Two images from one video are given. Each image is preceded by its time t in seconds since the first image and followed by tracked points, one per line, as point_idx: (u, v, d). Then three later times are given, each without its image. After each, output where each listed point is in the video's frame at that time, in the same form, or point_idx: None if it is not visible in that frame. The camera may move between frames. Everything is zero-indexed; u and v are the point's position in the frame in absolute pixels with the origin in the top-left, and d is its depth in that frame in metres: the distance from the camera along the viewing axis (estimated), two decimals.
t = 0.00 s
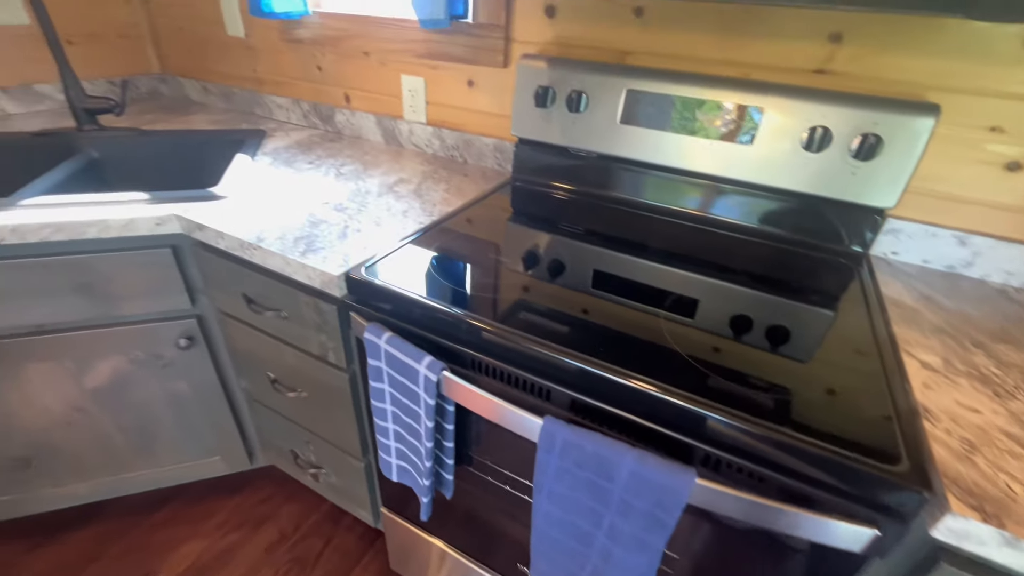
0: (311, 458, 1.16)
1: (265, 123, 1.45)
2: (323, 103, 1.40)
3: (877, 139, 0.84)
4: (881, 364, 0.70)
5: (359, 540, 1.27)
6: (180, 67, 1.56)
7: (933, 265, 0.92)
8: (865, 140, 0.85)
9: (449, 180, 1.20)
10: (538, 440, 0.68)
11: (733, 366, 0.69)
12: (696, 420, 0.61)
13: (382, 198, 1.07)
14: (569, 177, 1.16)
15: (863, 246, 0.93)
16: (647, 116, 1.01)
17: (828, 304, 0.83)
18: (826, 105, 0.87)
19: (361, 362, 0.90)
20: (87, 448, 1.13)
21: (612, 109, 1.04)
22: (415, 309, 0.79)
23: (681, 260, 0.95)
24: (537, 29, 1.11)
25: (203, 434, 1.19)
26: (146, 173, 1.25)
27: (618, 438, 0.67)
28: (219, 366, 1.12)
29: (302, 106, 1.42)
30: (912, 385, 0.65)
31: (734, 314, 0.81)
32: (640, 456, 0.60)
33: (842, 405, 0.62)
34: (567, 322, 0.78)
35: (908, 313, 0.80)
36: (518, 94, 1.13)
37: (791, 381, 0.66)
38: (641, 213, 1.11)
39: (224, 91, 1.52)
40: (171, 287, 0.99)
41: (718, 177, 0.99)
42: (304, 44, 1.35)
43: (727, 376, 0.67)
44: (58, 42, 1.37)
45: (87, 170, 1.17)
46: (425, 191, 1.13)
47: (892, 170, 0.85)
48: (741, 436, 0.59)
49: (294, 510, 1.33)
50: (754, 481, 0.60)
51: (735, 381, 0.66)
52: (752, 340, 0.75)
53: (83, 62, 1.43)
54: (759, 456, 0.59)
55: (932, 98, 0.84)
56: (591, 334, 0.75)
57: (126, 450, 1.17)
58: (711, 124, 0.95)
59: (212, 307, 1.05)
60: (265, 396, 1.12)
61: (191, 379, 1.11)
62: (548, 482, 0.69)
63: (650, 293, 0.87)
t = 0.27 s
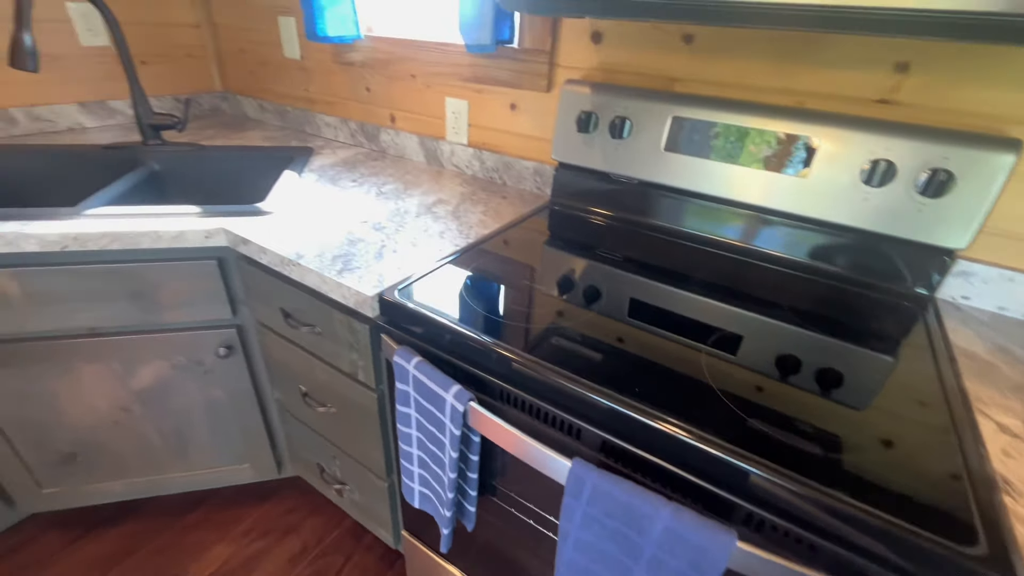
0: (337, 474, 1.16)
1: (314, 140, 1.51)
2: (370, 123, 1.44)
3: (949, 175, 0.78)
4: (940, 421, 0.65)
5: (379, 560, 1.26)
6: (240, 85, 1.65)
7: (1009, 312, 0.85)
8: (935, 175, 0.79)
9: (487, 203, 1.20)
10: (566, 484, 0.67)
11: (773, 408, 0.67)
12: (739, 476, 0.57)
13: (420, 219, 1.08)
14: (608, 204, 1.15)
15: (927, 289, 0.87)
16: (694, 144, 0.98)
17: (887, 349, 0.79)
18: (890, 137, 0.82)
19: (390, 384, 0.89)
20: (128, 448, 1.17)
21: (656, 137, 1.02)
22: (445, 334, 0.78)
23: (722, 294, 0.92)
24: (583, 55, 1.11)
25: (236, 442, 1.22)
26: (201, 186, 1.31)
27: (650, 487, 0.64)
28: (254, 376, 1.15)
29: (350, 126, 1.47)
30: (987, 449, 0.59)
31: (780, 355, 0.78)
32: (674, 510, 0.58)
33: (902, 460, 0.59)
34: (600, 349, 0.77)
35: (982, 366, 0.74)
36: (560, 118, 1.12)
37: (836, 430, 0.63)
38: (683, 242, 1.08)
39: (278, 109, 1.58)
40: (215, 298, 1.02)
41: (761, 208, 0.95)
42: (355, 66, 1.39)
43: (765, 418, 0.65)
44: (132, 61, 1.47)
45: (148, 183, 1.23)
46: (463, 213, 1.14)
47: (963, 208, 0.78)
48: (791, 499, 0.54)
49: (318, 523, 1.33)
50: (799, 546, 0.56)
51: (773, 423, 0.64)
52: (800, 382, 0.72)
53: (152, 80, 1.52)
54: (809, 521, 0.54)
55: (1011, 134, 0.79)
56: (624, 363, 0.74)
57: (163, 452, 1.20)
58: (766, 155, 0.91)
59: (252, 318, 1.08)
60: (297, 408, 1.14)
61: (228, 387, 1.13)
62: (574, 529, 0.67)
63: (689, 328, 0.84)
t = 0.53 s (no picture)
0: (356, 485, 1.17)
1: (355, 154, 1.55)
2: (409, 139, 1.47)
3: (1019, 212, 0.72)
4: (1003, 481, 0.60)
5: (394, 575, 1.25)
6: (290, 100, 1.72)
7: None
8: (1002, 211, 0.73)
9: (519, 222, 1.19)
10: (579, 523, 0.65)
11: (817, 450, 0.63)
12: (766, 531, 0.53)
13: (450, 235, 1.09)
14: (643, 227, 1.11)
15: (992, 334, 0.79)
16: (735, 170, 0.94)
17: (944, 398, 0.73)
18: (952, 168, 0.76)
19: (408, 402, 0.89)
20: (163, 445, 1.21)
21: (694, 161, 0.98)
22: (465, 356, 0.78)
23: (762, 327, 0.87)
24: (621, 77, 1.09)
25: (263, 445, 1.25)
26: (247, 196, 1.36)
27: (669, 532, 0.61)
28: (284, 383, 1.18)
29: (389, 141, 1.51)
30: None
31: (822, 395, 0.73)
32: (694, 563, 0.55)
33: (959, 519, 0.54)
34: (629, 375, 0.75)
35: None
36: (595, 139, 1.11)
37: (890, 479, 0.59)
38: (721, 270, 1.03)
39: (324, 124, 1.65)
40: (250, 305, 1.06)
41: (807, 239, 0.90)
42: (397, 85, 1.43)
43: (807, 460, 0.61)
44: (194, 77, 1.57)
45: (199, 192, 1.29)
46: (493, 231, 1.13)
47: None
48: (826, 563, 0.50)
49: (337, 532, 1.34)
50: None
51: (817, 467, 0.60)
52: (843, 425, 0.67)
53: (211, 95, 1.62)
54: None
55: None
56: (651, 392, 0.71)
57: (195, 452, 1.24)
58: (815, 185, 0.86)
59: (284, 326, 1.11)
60: (322, 417, 1.16)
61: (258, 392, 1.17)
62: (586, 569, 0.66)
63: (720, 361, 0.80)
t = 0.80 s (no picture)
0: (372, 492, 1.18)
1: (391, 165, 1.59)
2: (443, 151, 1.50)
3: None
4: None
5: None
6: (333, 112, 1.79)
7: None
8: None
9: (545, 236, 1.19)
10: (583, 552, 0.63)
11: (850, 488, 0.59)
12: None
13: (475, 247, 1.09)
14: (674, 247, 1.08)
15: None
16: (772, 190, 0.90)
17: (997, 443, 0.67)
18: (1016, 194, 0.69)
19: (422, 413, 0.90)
20: (194, 439, 1.26)
21: (727, 179, 0.95)
22: (478, 370, 0.77)
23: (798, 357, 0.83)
24: (654, 92, 1.07)
25: (286, 446, 1.27)
26: (285, 202, 1.42)
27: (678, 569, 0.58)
28: (308, 385, 1.20)
29: (424, 153, 1.54)
30: None
31: (860, 432, 0.68)
32: None
33: None
34: (653, 397, 0.73)
35: None
36: (625, 155, 1.09)
37: (935, 528, 0.54)
38: (757, 294, 0.98)
39: (363, 135, 1.70)
40: (280, 308, 1.09)
41: (855, 265, 0.84)
42: (433, 98, 1.46)
43: (838, 498, 0.58)
44: (244, 89, 1.65)
45: (241, 197, 1.35)
46: (518, 244, 1.13)
47: None
48: None
49: (353, 536, 1.35)
50: None
51: (848, 507, 0.57)
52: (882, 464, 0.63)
53: (259, 106, 1.70)
54: None
55: None
56: (673, 416, 0.69)
57: (223, 448, 1.28)
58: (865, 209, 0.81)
59: (310, 330, 1.13)
60: (342, 421, 1.17)
61: (284, 393, 1.20)
62: None
63: (745, 389, 0.76)
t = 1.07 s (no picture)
0: (388, 495, 1.19)
1: (422, 172, 1.63)
2: (472, 160, 1.52)
3: None
4: None
5: None
6: (369, 120, 1.84)
7: None
8: None
9: (569, 246, 1.18)
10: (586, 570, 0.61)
11: (884, 523, 0.56)
12: None
13: (498, 255, 1.10)
14: (704, 262, 1.05)
15: None
16: (802, 205, 0.87)
17: None
18: None
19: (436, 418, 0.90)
20: (222, 432, 1.30)
21: (757, 192, 0.92)
22: (492, 378, 0.77)
23: (830, 381, 0.79)
24: (684, 103, 1.05)
25: (308, 444, 1.30)
26: (318, 207, 1.46)
27: None
28: (331, 385, 1.23)
29: (454, 161, 1.56)
30: None
31: (897, 462, 0.64)
32: None
33: None
34: (676, 415, 0.70)
35: None
36: (652, 165, 1.07)
37: (980, 572, 0.50)
38: (791, 314, 0.94)
39: (396, 143, 1.74)
40: (306, 309, 1.12)
41: (901, 288, 0.79)
42: (464, 107, 1.48)
43: (871, 531, 0.54)
44: (286, 97, 1.72)
45: (277, 201, 1.40)
46: (541, 253, 1.13)
47: None
48: None
49: (369, 537, 1.37)
50: None
51: (882, 543, 0.53)
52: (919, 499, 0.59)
53: (300, 113, 1.77)
54: None
55: None
56: (695, 435, 0.67)
57: (249, 442, 1.32)
58: (920, 227, 0.75)
59: (335, 331, 1.16)
60: (362, 423, 1.19)
61: (308, 392, 1.22)
62: None
63: (768, 410, 0.73)
